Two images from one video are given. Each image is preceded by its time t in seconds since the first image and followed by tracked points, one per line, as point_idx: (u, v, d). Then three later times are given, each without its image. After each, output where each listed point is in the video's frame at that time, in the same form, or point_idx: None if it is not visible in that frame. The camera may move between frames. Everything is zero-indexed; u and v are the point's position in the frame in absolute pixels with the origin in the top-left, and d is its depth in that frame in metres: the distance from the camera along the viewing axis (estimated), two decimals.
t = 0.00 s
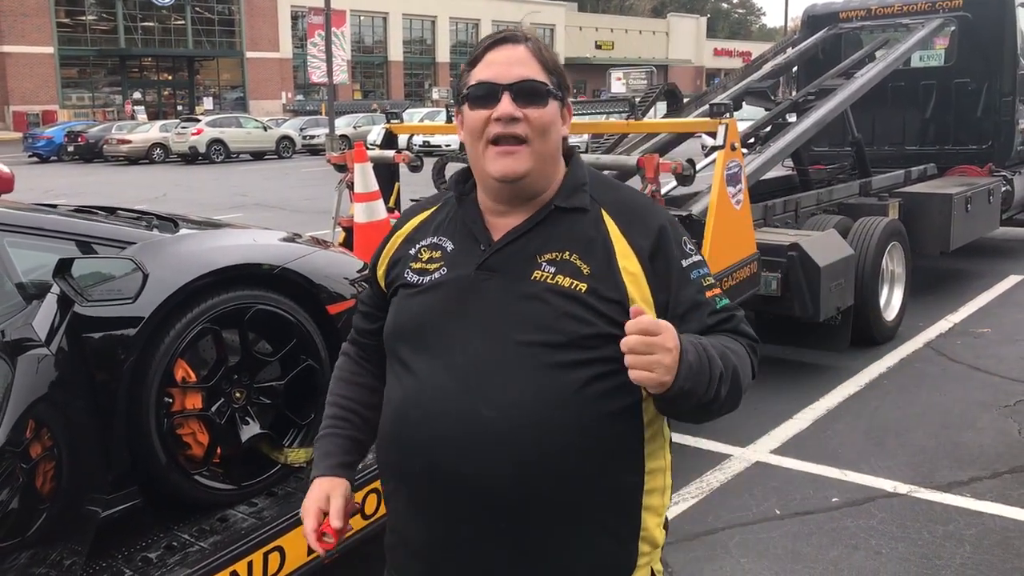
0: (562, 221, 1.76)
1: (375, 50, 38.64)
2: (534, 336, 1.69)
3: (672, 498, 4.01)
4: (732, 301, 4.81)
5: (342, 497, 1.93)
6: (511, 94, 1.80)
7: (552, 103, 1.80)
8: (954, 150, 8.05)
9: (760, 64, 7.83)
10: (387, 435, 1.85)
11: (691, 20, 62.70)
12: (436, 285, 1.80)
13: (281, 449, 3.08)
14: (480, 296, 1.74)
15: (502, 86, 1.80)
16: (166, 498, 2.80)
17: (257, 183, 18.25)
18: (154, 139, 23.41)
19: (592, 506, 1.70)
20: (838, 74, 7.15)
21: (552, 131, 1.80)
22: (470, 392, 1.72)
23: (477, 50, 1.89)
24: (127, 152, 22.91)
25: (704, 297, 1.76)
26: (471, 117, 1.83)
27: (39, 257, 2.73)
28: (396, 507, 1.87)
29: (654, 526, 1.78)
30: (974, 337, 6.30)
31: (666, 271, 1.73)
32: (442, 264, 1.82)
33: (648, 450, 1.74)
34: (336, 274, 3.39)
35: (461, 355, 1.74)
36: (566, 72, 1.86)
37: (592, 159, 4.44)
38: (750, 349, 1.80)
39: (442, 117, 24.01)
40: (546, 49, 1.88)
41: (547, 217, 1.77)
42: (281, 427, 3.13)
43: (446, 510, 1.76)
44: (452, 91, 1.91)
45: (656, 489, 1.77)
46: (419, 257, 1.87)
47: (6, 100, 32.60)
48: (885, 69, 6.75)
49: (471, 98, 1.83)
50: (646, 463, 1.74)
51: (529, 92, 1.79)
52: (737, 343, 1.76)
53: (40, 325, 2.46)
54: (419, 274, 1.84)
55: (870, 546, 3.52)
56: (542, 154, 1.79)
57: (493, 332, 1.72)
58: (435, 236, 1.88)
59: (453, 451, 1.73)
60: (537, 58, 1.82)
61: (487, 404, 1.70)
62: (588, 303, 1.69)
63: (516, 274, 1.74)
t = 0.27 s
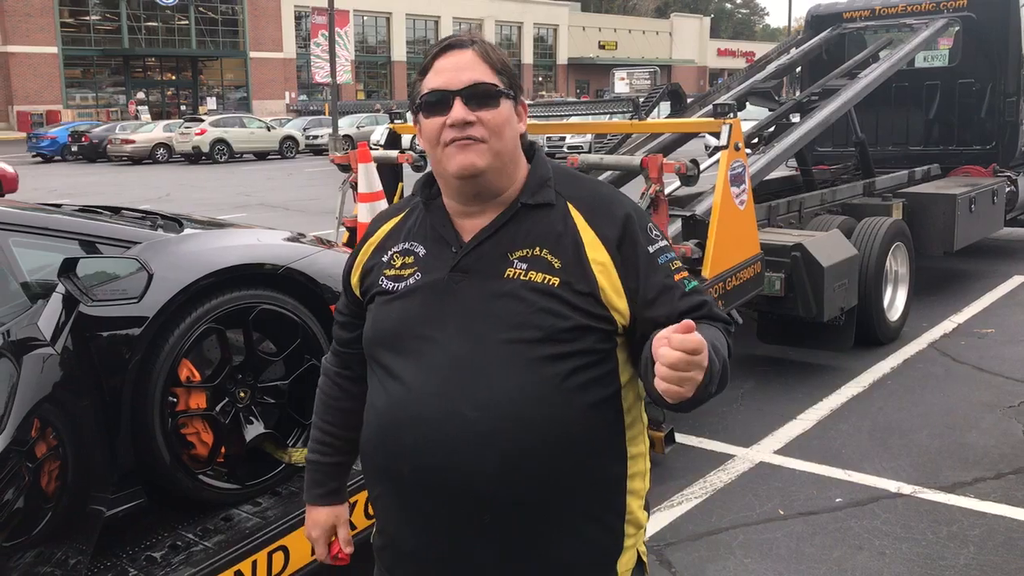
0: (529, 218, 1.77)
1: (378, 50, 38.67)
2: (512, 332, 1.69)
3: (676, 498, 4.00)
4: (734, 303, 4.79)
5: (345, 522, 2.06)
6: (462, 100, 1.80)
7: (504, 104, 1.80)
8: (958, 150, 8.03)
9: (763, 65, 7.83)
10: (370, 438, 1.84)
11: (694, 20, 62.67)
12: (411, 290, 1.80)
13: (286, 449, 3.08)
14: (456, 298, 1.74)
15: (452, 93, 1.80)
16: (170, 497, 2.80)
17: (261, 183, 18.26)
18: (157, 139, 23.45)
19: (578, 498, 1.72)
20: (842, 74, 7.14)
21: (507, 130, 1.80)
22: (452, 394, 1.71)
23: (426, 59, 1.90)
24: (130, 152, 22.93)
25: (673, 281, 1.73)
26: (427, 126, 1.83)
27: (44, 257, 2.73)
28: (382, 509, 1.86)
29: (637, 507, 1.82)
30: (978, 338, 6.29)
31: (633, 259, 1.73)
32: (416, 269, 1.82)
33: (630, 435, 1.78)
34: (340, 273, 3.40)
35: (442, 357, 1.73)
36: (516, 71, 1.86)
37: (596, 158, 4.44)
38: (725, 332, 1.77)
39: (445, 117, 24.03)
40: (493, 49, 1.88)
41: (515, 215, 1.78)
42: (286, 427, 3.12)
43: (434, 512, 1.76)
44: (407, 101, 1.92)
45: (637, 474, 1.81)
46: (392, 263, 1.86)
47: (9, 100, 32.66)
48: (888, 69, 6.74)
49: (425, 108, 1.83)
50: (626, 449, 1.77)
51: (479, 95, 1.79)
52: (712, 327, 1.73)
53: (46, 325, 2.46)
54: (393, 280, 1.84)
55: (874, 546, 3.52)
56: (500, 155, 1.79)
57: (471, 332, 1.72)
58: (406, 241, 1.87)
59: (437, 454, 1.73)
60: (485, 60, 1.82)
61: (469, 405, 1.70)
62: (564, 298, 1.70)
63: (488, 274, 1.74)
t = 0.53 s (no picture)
0: (511, 217, 1.77)
1: (382, 51, 38.72)
2: (501, 330, 1.70)
3: (680, 499, 4.01)
4: (737, 304, 4.78)
5: (329, 529, 2.03)
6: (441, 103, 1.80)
7: (482, 106, 1.80)
8: (963, 151, 8.02)
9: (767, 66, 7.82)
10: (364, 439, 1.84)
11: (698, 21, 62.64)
12: (399, 293, 1.80)
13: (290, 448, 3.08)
14: (444, 300, 1.75)
15: (431, 96, 1.80)
16: (174, 497, 2.81)
17: (265, 184, 18.29)
18: (162, 140, 23.50)
19: (573, 491, 1.73)
20: (846, 75, 7.14)
21: (487, 132, 1.80)
22: (446, 394, 1.71)
23: (403, 63, 1.89)
24: (136, 153, 22.98)
25: (654, 276, 1.76)
26: (406, 131, 1.83)
27: (49, 258, 2.75)
28: (378, 511, 1.86)
29: (629, 498, 1.83)
30: (983, 339, 6.28)
31: (615, 254, 1.74)
32: (402, 271, 1.82)
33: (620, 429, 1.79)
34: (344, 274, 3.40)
35: (434, 356, 1.73)
36: (493, 71, 1.86)
37: (600, 159, 4.44)
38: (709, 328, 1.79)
39: (449, 117, 24.07)
40: (469, 51, 1.88)
41: (499, 216, 1.78)
42: (291, 426, 3.13)
43: (430, 512, 1.76)
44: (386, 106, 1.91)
45: (629, 465, 1.82)
46: (378, 267, 1.86)
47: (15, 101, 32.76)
48: (893, 69, 6.74)
49: (404, 112, 1.83)
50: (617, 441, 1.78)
51: (457, 98, 1.79)
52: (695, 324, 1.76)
53: (51, 326, 2.47)
54: (381, 283, 1.84)
55: (878, 547, 3.52)
56: (481, 157, 1.79)
57: (462, 332, 1.72)
58: (392, 245, 1.87)
59: (432, 454, 1.73)
60: (461, 63, 1.82)
61: (463, 404, 1.70)
62: (552, 295, 1.71)
63: (474, 274, 1.74)
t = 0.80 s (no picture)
0: (506, 220, 1.78)
1: (386, 54, 38.78)
2: (495, 330, 1.70)
3: (682, 502, 4.00)
4: (739, 307, 4.77)
5: (324, 533, 2.02)
6: (438, 105, 1.82)
7: (479, 109, 1.82)
8: (966, 154, 8.01)
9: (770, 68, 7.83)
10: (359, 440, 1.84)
11: (701, 23, 62.62)
12: (393, 294, 1.80)
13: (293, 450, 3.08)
14: (439, 301, 1.75)
15: (428, 98, 1.82)
16: (177, 498, 2.81)
17: (269, 187, 18.31)
18: (166, 143, 23.54)
19: (568, 489, 1.73)
20: (849, 77, 7.13)
21: (482, 134, 1.82)
22: (439, 393, 1.71)
23: (400, 67, 1.91)
24: (140, 155, 23.04)
25: (646, 278, 1.76)
26: (404, 132, 1.84)
27: (53, 261, 2.76)
28: (375, 512, 1.86)
29: (624, 497, 1.83)
30: (986, 341, 6.27)
31: (608, 254, 1.75)
32: (397, 273, 1.82)
33: (613, 427, 1.79)
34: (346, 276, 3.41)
35: (428, 356, 1.73)
36: (489, 77, 1.89)
37: (602, 162, 4.45)
38: (699, 327, 1.79)
39: (452, 120, 24.09)
40: (466, 58, 1.91)
41: (493, 217, 1.79)
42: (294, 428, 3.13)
43: (428, 513, 1.76)
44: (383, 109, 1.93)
45: (623, 464, 1.82)
46: (373, 269, 1.86)
47: (20, 104, 32.91)
48: (896, 71, 6.74)
49: (401, 114, 1.84)
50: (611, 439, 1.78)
51: (455, 101, 1.81)
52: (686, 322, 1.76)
53: (55, 328, 2.47)
54: (375, 285, 1.84)
55: (881, 550, 3.51)
56: (476, 159, 1.80)
57: (458, 333, 1.72)
58: (386, 246, 1.87)
59: (428, 454, 1.73)
60: (458, 67, 1.84)
61: (457, 404, 1.70)
62: (548, 296, 1.71)
63: (470, 274, 1.75)
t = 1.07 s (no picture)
0: (507, 218, 1.78)
1: (388, 55, 38.81)
2: (496, 328, 1.70)
3: (685, 504, 4.00)
4: (742, 309, 4.76)
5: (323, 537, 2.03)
6: (444, 103, 1.80)
7: (484, 107, 1.80)
8: (969, 155, 8.00)
9: (772, 69, 7.82)
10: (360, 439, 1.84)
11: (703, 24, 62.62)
12: (394, 293, 1.80)
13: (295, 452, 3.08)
14: (442, 300, 1.74)
15: (434, 96, 1.80)
16: (179, 500, 2.81)
17: (270, 188, 18.32)
18: (168, 144, 23.55)
19: (569, 487, 1.73)
20: (851, 78, 7.13)
21: (487, 133, 1.81)
22: (440, 390, 1.71)
23: (404, 63, 1.89)
24: (142, 157, 23.06)
25: (647, 274, 1.81)
26: (408, 129, 1.82)
27: (56, 262, 2.76)
28: (376, 511, 1.85)
29: (625, 497, 1.82)
30: (989, 342, 6.26)
31: (609, 252, 1.77)
32: (398, 272, 1.82)
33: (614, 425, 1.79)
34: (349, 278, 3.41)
35: (429, 354, 1.73)
36: (492, 75, 1.87)
37: (605, 163, 4.44)
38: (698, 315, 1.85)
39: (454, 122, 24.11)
40: (470, 56, 1.89)
41: (495, 216, 1.78)
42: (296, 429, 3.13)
43: (429, 511, 1.76)
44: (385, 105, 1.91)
45: (623, 463, 1.81)
46: (374, 268, 1.86)
47: (23, 105, 32.95)
48: (899, 72, 6.73)
49: (406, 110, 1.83)
50: (611, 438, 1.78)
51: (460, 99, 1.80)
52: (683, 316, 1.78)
53: (58, 329, 2.47)
54: (376, 284, 1.84)
55: (885, 552, 3.50)
56: (481, 157, 1.79)
57: (460, 333, 1.71)
58: (388, 246, 1.87)
59: (429, 452, 1.73)
60: (464, 65, 1.83)
61: (458, 400, 1.70)
62: (548, 294, 1.70)
63: (471, 273, 1.74)
